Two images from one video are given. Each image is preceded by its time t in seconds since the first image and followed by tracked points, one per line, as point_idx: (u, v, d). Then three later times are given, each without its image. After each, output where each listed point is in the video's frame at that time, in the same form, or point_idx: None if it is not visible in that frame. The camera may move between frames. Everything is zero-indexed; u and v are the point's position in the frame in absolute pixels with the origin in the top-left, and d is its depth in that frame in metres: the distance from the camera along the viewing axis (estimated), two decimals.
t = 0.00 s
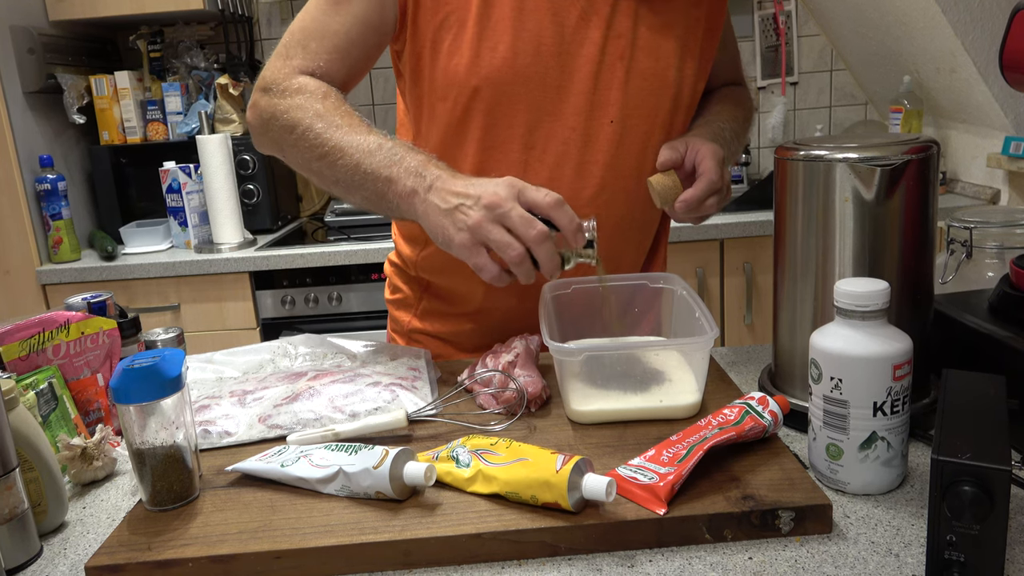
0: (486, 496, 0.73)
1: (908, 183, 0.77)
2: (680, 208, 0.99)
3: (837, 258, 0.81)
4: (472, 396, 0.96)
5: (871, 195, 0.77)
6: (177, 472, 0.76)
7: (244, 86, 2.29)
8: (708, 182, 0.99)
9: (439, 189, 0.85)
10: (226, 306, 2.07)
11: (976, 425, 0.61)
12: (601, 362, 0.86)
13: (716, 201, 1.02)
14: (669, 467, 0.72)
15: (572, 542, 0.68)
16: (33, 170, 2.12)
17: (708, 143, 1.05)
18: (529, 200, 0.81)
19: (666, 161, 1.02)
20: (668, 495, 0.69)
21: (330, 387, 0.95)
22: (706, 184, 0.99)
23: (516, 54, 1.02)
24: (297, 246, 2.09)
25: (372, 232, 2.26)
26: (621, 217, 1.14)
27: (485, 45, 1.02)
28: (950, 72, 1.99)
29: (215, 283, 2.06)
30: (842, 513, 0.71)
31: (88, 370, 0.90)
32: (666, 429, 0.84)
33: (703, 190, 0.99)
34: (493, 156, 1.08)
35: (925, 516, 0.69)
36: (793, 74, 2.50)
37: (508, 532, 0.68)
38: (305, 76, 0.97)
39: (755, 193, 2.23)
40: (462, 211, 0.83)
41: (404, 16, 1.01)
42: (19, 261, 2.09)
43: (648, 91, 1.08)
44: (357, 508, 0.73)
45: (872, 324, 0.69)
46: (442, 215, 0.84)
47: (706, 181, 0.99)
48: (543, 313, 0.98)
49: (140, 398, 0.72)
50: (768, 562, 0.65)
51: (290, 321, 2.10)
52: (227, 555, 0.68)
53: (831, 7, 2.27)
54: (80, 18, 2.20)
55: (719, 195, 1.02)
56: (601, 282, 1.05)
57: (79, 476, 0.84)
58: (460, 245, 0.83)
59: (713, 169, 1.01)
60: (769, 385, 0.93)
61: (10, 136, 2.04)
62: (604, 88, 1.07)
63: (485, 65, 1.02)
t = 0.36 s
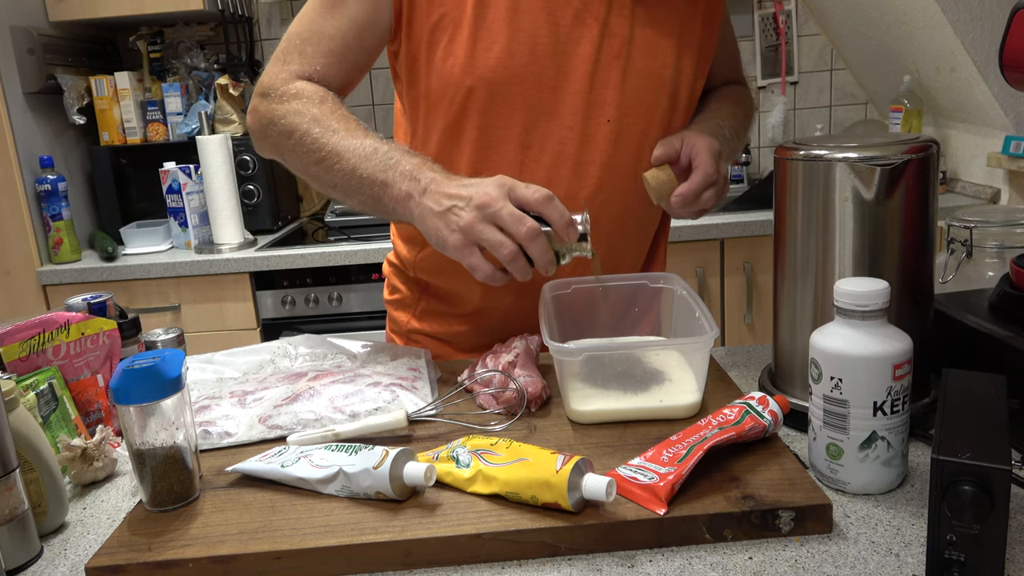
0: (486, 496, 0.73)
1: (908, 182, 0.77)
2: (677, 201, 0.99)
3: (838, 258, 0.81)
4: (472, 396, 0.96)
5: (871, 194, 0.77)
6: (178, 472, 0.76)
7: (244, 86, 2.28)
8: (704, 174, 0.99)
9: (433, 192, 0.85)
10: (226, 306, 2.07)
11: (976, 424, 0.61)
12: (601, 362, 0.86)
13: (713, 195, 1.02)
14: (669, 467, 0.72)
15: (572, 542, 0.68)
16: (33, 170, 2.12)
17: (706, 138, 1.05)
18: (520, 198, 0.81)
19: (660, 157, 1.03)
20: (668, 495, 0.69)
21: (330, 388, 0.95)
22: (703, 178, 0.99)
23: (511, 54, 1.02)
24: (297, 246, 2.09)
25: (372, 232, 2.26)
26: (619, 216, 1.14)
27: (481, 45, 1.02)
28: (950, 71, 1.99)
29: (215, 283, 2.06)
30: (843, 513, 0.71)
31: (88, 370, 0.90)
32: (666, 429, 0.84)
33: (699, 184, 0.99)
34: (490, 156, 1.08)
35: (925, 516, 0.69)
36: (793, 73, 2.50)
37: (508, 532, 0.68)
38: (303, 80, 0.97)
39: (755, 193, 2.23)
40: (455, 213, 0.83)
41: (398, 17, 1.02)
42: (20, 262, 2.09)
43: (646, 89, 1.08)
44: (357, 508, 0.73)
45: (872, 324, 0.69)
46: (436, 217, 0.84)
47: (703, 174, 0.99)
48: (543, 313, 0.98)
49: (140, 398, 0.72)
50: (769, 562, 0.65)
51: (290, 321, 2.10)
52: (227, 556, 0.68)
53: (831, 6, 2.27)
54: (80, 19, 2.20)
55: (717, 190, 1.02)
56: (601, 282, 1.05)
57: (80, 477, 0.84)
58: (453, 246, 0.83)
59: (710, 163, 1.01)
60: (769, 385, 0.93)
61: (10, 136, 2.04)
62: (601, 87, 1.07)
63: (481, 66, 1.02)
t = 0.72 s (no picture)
0: (487, 496, 0.73)
1: (908, 182, 0.77)
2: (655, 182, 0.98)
3: (838, 259, 0.81)
4: (472, 396, 0.96)
5: (871, 194, 0.77)
6: (178, 473, 0.76)
7: (244, 86, 2.28)
8: (682, 153, 0.98)
9: (431, 194, 0.85)
10: (227, 307, 2.07)
11: (976, 424, 0.61)
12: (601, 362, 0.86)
13: (696, 169, 1.00)
14: (669, 467, 0.72)
15: (573, 542, 0.68)
16: (33, 170, 2.12)
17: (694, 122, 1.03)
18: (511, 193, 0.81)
19: (639, 139, 1.01)
20: (668, 495, 0.69)
21: (330, 388, 0.95)
22: (683, 156, 0.98)
23: (502, 54, 1.02)
24: (297, 246, 2.09)
25: (372, 232, 2.26)
26: (618, 213, 1.14)
27: (471, 46, 1.02)
28: (950, 72, 1.99)
29: (215, 283, 2.06)
30: (843, 513, 0.71)
31: (88, 371, 0.90)
32: (667, 429, 0.84)
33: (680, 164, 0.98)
34: (484, 156, 1.08)
35: (926, 516, 0.69)
36: (793, 73, 2.50)
37: (509, 532, 0.68)
38: (301, 93, 0.98)
39: (755, 193, 2.23)
40: (451, 213, 0.83)
41: (392, 22, 1.02)
42: (20, 262, 2.09)
43: (640, 85, 1.08)
44: (357, 508, 0.73)
45: (872, 324, 0.69)
46: (434, 219, 0.85)
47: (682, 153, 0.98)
48: (543, 313, 0.98)
49: (140, 398, 0.72)
50: (769, 562, 0.65)
51: (290, 321, 2.10)
52: (228, 556, 0.68)
53: (831, 6, 2.27)
54: (80, 19, 2.20)
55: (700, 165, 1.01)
56: (601, 283, 1.05)
57: (80, 477, 0.84)
58: (454, 246, 0.83)
59: (690, 140, 1.00)
60: (769, 385, 0.93)
61: (10, 136, 2.04)
62: (594, 85, 1.07)
63: (473, 67, 1.02)
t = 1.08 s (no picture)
0: (487, 496, 0.73)
1: (908, 182, 0.77)
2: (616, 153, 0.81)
3: (838, 259, 0.81)
4: (472, 396, 0.96)
5: (871, 194, 0.77)
6: (179, 473, 0.76)
7: (244, 87, 2.28)
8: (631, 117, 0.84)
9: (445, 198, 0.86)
10: (227, 307, 2.07)
11: (976, 424, 0.61)
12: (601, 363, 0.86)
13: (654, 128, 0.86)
14: (670, 467, 0.73)
15: (573, 542, 0.68)
16: (33, 171, 2.12)
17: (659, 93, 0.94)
18: (508, 181, 0.81)
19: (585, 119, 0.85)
20: (668, 495, 0.69)
21: (330, 388, 0.95)
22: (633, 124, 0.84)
23: (482, 55, 1.05)
24: (297, 246, 2.09)
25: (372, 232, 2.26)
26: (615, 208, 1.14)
27: (451, 50, 1.06)
28: (950, 71, 1.99)
29: (215, 284, 2.06)
30: (843, 513, 0.71)
31: (89, 371, 0.90)
32: (667, 429, 0.84)
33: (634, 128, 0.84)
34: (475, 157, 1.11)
35: (926, 516, 0.69)
36: (793, 73, 2.50)
37: (509, 532, 0.68)
38: (319, 124, 1.06)
39: (755, 193, 2.22)
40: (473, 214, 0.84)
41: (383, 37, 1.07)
42: (20, 262, 2.09)
43: (626, 78, 1.09)
44: (357, 508, 0.73)
45: (872, 324, 0.69)
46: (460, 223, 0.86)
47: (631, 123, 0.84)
48: (543, 313, 0.98)
49: (140, 399, 0.72)
50: (769, 562, 0.65)
51: (290, 321, 2.10)
52: (228, 556, 0.68)
53: (831, 6, 2.28)
54: (80, 19, 2.20)
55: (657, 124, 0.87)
56: (601, 283, 1.05)
57: (80, 477, 0.84)
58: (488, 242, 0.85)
59: (638, 103, 0.86)
60: (769, 386, 0.93)
61: (10, 137, 2.04)
62: (579, 81, 1.08)
63: (456, 68, 1.05)
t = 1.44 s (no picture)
0: (488, 496, 0.73)
1: (910, 182, 0.77)
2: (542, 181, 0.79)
3: (840, 258, 0.81)
4: (473, 396, 0.96)
5: (873, 194, 0.77)
6: (179, 472, 0.76)
7: (245, 86, 2.26)
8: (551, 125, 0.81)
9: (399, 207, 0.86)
10: (227, 306, 2.07)
11: (977, 424, 0.61)
12: (603, 362, 0.86)
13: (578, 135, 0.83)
14: (670, 467, 0.72)
15: (574, 541, 0.68)
16: (33, 170, 2.12)
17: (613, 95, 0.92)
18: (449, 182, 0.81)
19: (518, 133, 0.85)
20: (669, 495, 0.69)
21: (331, 387, 0.95)
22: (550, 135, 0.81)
23: (444, 64, 1.06)
24: (297, 246, 2.09)
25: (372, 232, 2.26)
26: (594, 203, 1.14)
27: (413, 61, 1.06)
28: (951, 72, 1.99)
29: (215, 283, 2.06)
30: (844, 513, 0.71)
31: (89, 370, 0.90)
32: (668, 429, 0.84)
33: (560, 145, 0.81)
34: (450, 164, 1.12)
35: (927, 516, 0.69)
36: (794, 73, 2.50)
37: (510, 532, 0.68)
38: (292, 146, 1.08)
39: (756, 193, 2.22)
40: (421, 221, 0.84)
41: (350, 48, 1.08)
42: (20, 261, 2.09)
43: (595, 70, 1.08)
44: (358, 507, 0.73)
45: (874, 324, 0.68)
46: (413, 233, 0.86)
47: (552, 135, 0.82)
48: (544, 313, 0.98)
49: (141, 397, 0.72)
50: (770, 562, 0.65)
51: (290, 321, 2.10)
52: (229, 555, 0.68)
53: (831, 6, 2.28)
54: (80, 18, 2.20)
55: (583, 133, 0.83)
56: (603, 283, 1.05)
57: (81, 476, 0.84)
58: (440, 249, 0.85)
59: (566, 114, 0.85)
60: (770, 386, 0.93)
61: (10, 136, 2.04)
62: (545, 80, 1.08)
63: (420, 78, 1.06)
